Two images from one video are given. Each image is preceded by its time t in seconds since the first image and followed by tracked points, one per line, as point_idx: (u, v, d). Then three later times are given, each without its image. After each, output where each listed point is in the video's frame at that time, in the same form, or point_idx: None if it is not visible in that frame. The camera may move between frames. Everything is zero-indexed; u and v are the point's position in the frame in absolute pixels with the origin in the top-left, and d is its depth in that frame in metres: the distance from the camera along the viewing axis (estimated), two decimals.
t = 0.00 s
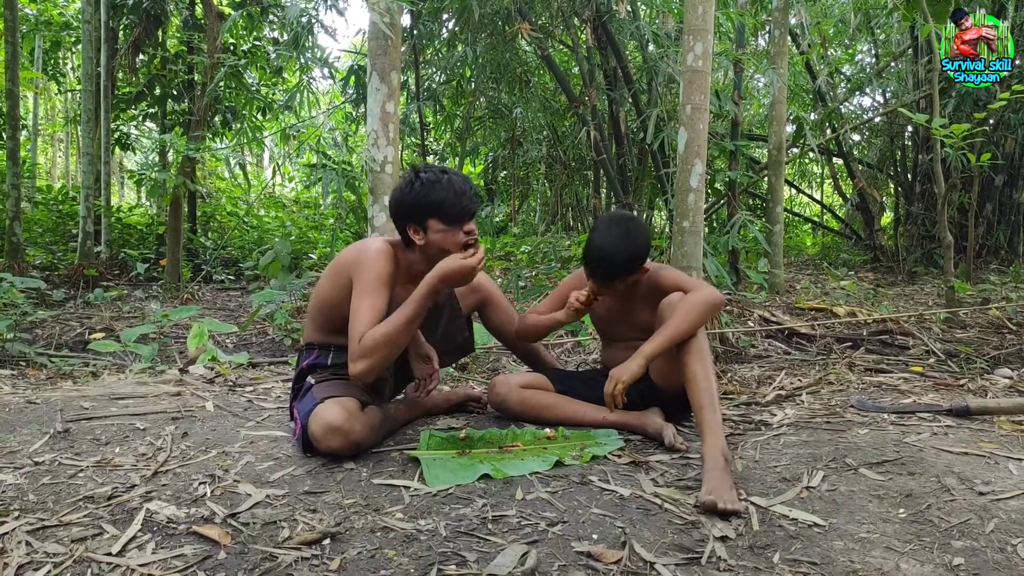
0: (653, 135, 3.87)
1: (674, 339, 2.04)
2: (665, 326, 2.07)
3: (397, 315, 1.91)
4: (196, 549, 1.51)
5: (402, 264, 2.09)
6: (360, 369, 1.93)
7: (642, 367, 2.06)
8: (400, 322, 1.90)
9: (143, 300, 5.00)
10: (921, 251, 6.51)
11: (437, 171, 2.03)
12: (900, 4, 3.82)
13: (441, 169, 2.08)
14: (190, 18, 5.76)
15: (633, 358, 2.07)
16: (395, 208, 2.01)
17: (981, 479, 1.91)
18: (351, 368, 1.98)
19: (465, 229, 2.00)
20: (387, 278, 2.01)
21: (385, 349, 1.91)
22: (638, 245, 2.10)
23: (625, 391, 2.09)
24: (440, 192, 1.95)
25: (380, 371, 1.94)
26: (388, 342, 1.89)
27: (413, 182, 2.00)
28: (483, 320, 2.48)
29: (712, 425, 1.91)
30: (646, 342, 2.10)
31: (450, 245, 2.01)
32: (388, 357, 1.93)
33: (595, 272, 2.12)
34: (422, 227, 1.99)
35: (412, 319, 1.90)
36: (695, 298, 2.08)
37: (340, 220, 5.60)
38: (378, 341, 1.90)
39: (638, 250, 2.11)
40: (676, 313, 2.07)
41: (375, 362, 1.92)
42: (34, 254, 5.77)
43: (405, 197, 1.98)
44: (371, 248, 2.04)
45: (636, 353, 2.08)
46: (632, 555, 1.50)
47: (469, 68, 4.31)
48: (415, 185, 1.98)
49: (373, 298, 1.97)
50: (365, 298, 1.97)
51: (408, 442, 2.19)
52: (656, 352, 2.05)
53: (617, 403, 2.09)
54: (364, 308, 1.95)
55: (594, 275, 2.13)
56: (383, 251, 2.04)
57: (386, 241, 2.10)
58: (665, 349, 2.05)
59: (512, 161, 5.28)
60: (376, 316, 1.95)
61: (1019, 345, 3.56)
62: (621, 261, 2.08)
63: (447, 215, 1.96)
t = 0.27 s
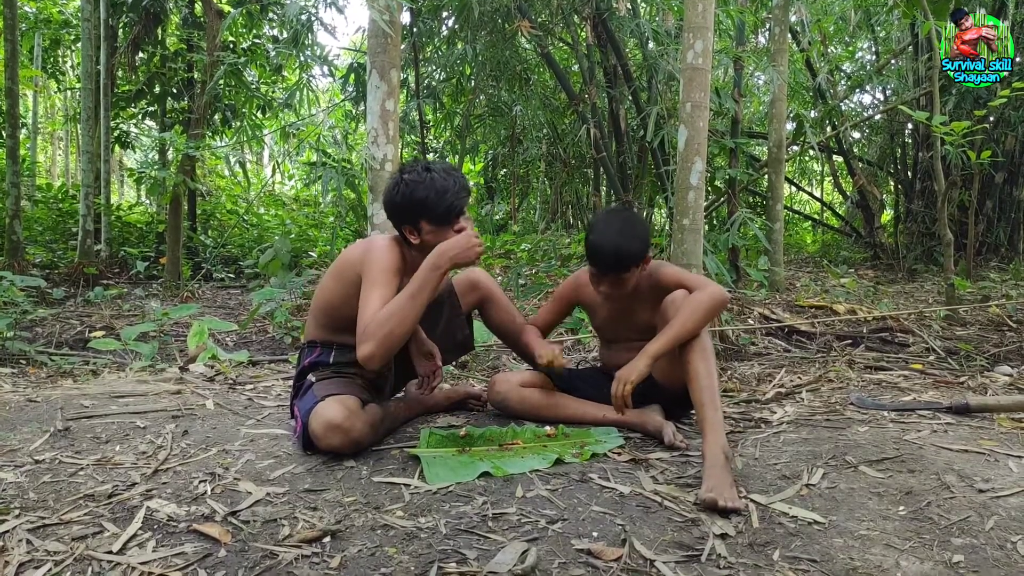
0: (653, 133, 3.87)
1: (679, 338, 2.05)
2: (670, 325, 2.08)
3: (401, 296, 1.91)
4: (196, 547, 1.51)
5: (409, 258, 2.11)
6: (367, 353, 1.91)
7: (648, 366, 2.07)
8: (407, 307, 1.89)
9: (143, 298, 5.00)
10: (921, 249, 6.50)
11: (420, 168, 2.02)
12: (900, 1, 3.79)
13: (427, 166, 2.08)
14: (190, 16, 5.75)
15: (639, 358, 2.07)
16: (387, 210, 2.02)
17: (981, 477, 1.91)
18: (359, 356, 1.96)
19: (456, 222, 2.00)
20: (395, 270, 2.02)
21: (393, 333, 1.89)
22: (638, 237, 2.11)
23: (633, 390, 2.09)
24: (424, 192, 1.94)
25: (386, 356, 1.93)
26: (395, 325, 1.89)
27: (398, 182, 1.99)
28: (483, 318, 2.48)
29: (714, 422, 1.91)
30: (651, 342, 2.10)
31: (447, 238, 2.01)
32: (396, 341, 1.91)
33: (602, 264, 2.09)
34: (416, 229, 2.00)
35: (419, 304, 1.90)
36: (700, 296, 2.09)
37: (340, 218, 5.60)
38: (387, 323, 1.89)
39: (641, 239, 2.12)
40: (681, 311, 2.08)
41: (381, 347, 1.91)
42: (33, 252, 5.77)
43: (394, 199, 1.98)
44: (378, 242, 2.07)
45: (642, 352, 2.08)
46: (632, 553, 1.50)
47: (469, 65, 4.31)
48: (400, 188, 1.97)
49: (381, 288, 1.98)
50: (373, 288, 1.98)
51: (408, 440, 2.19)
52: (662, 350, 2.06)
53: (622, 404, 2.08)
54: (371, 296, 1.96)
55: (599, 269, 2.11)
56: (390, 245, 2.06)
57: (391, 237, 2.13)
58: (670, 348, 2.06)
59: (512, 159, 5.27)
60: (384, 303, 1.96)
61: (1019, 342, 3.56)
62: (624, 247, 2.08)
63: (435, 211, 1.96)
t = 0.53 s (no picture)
0: (656, 125, 3.86)
1: (689, 330, 2.05)
2: (680, 317, 2.08)
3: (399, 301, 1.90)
4: (200, 538, 1.52)
5: (407, 251, 2.09)
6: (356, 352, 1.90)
7: (661, 358, 2.07)
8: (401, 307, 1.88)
9: (146, 291, 5.01)
10: (924, 241, 6.48)
11: (447, 156, 2.04)
12: None
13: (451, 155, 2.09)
14: (191, 8, 5.73)
15: (651, 351, 2.07)
16: (401, 188, 2.02)
17: (983, 469, 1.91)
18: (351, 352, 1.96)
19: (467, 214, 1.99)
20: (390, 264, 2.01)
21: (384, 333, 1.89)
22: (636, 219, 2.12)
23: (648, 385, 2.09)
24: (447, 176, 1.95)
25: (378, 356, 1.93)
26: (386, 326, 1.88)
27: (422, 162, 2.00)
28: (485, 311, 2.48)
29: (719, 414, 1.91)
30: (661, 335, 2.10)
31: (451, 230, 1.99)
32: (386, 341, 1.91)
33: (596, 243, 2.09)
34: (425, 208, 1.98)
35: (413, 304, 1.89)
36: (708, 288, 2.09)
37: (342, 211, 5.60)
38: (379, 324, 1.89)
39: (639, 222, 2.13)
40: (690, 303, 2.08)
41: (370, 347, 1.91)
42: (37, 245, 5.77)
43: (412, 177, 1.99)
44: (376, 234, 2.06)
45: (653, 346, 2.08)
46: (633, 544, 1.50)
47: (471, 57, 4.29)
48: (422, 167, 1.98)
49: (375, 283, 1.97)
50: (367, 281, 1.98)
51: (411, 432, 2.19)
52: (673, 342, 2.06)
53: (637, 399, 2.08)
54: (365, 291, 1.95)
55: (591, 249, 2.11)
56: (388, 237, 2.05)
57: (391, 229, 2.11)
58: (681, 340, 2.05)
59: (515, 151, 5.26)
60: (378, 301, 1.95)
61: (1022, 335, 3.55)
62: (621, 228, 2.08)
63: (452, 197, 1.95)
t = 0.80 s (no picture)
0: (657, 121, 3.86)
1: (689, 326, 2.06)
2: (681, 312, 2.08)
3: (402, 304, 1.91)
4: (200, 533, 1.52)
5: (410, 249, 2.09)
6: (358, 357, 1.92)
7: (664, 356, 2.06)
8: (403, 312, 1.89)
9: (147, 287, 5.01)
10: (925, 239, 6.48)
11: (452, 155, 2.04)
12: None
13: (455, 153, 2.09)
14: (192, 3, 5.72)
15: (654, 350, 2.06)
16: (404, 184, 2.01)
17: (983, 466, 1.91)
18: (350, 353, 1.98)
19: (471, 214, 1.99)
20: (393, 264, 2.01)
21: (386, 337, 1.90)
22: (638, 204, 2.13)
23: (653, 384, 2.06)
24: (451, 176, 1.95)
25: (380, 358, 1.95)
26: (388, 331, 1.89)
27: (427, 162, 2.00)
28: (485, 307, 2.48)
29: (721, 410, 1.91)
30: (663, 333, 2.11)
31: (453, 230, 1.98)
32: (387, 345, 1.92)
33: (602, 226, 2.09)
34: (428, 208, 1.98)
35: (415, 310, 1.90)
36: (708, 284, 2.09)
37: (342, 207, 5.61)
38: (381, 329, 1.90)
39: (642, 209, 2.14)
40: (691, 299, 2.09)
41: (373, 351, 1.92)
42: (38, 241, 5.77)
43: (415, 174, 1.98)
44: (379, 233, 2.05)
45: (656, 343, 2.08)
46: (633, 541, 1.50)
47: (471, 53, 4.28)
48: (427, 166, 1.98)
49: (378, 284, 1.97)
50: (369, 282, 1.97)
51: (411, 428, 2.20)
52: (674, 339, 2.06)
53: (643, 400, 2.06)
54: (367, 293, 1.95)
55: (596, 234, 2.11)
56: (391, 236, 2.04)
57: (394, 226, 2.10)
58: (681, 336, 2.06)
59: (515, 148, 5.26)
60: (381, 303, 1.96)
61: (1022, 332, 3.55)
62: (624, 212, 2.09)
63: (457, 198, 1.95)
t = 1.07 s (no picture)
0: (657, 114, 3.85)
1: (693, 318, 2.04)
2: (683, 304, 2.07)
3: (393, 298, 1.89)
4: (199, 524, 1.52)
5: (408, 244, 2.09)
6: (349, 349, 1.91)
7: (670, 348, 2.04)
8: (394, 306, 1.88)
9: (146, 278, 5.00)
10: (925, 232, 6.47)
11: (446, 150, 2.03)
12: None
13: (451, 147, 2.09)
14: None
15: (659, 342, 2.04)
16: (399, 179, 2.01)
17: (982, 459, 1.91)
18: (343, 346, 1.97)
19: (466, 210, 1.99)
20: (390, 259, 2.00)
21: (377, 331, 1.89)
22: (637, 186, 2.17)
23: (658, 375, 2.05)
24: (444, 171, 1.94)
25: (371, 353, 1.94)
26: (378, 324, 1.88)
27: (420, 157, 1.99)
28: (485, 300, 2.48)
29: (722, 401, 1.91)
30: (667, 324, 2.08)
31: (447, 224, 1.98)
32: (378, 338, 1.91)
33: (598, 199, 2.15)
34: (423, 204, 1.97)
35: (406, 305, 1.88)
36: (711, 274, 2.09)
37: (342, 200, 5.59)
38: (372, 322, 1.88)
39: (641, 187, 2.19)
40: (694, 289, 2.08)
41: (364, 344, 1.91)
42: (36, 232, 5.76)
43: (410, 168, 1.98)
44: (377, 226, 2.04)
45: (660, 335, 2.05)
46: (632, 532, 1.51)
47: (471, 45, 4.26)
48: (421, 162, 1.97)
49: (373, 277, 1.96)
50: (364, 275, 1.97)
51: (411, 420, 2.20)
52: (679, 331, 2.05)
53: (651, 391, 2.04)
54: (361, 287, 1.94)
55: (592, 206, 2.17)
56: (389, 230, 2.04)
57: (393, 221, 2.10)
58: (685, 328, 2.04)
59: (515, 141, 5.25)
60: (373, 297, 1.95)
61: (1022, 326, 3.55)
62: (622, 183, 2.15)
63: (451, 193, 1.95)
